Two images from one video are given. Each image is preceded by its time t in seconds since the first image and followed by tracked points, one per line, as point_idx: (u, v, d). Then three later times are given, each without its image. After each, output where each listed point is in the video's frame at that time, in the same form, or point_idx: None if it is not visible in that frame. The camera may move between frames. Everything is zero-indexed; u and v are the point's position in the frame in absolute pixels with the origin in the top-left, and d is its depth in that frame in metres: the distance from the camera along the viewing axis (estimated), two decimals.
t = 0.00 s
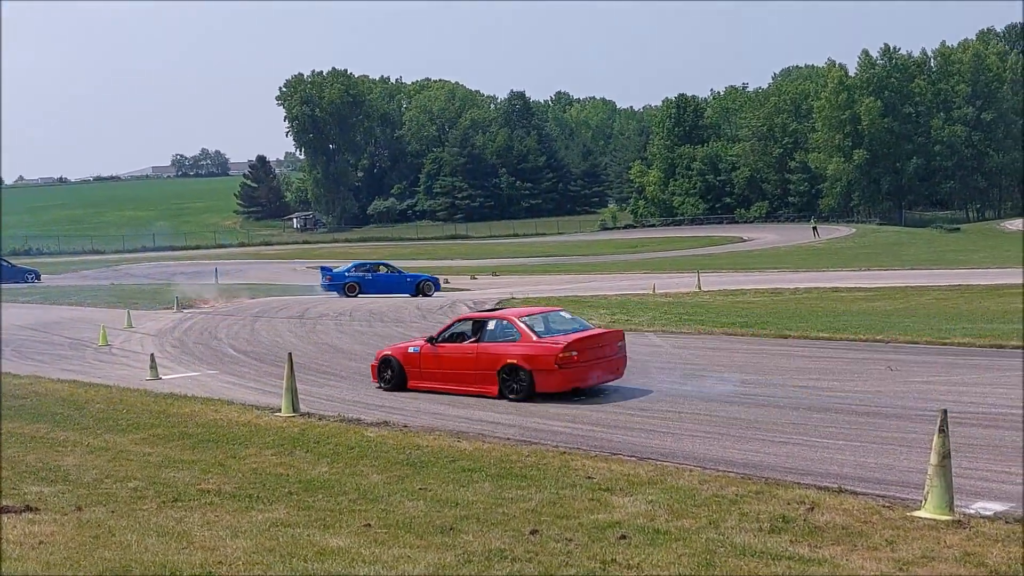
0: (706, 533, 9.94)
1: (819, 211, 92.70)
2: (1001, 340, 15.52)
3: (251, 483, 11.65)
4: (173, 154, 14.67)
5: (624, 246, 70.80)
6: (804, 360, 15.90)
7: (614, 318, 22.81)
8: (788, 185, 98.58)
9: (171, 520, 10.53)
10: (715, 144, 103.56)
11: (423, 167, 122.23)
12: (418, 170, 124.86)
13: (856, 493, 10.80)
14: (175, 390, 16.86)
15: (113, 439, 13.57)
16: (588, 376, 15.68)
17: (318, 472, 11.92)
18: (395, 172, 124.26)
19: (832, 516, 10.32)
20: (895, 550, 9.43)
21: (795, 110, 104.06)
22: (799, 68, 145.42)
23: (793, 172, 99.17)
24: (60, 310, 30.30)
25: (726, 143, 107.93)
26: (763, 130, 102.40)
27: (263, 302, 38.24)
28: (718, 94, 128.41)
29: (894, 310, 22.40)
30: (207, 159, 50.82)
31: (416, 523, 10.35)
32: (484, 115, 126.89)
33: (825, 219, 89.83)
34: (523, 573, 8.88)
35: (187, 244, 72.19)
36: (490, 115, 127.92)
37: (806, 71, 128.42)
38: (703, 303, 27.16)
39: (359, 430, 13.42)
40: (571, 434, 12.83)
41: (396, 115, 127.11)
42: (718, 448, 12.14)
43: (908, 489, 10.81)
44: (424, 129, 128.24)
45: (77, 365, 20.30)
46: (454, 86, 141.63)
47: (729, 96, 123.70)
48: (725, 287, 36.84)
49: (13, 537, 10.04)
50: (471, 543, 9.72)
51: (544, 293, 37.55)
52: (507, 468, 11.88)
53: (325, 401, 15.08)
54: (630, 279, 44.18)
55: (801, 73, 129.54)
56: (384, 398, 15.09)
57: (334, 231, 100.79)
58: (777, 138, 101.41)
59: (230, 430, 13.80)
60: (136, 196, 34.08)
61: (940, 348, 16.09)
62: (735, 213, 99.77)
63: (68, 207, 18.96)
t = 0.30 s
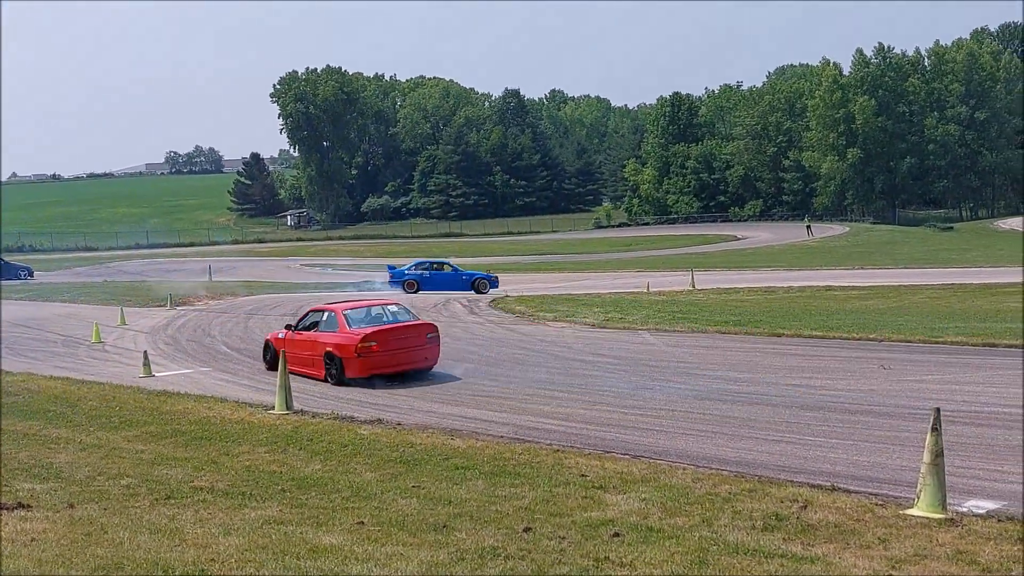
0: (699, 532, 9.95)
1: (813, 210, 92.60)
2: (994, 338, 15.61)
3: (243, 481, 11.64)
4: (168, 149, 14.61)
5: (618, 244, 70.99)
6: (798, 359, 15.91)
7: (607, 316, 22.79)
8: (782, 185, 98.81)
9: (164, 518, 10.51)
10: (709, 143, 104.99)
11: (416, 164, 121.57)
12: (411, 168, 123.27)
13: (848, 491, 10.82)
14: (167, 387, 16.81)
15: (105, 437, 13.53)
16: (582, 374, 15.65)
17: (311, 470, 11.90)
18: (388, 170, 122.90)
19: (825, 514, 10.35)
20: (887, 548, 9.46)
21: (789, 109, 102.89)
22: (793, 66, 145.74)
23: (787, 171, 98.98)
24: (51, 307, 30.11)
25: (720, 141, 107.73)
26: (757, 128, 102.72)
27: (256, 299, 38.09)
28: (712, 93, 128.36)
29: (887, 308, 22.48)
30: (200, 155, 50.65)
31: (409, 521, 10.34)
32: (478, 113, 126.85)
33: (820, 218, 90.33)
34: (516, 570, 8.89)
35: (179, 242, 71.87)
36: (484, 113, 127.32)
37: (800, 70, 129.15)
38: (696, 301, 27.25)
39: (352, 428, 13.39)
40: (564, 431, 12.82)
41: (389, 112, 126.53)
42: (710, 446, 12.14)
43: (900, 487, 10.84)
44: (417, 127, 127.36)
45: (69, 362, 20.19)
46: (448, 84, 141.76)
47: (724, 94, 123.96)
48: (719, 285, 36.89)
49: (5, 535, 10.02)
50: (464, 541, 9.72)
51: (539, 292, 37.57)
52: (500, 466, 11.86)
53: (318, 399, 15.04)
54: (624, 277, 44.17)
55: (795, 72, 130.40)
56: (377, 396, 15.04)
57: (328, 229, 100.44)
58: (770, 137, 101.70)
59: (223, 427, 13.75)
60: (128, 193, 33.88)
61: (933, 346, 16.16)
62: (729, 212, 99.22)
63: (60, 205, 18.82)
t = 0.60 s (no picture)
0: (679, 529, 9.97)
1: (794, 209, 93.13)
2: (971, 337, 15.75)
3: (223, 479, 11.59)
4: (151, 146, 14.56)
5: (599, 242, 71.10)
6: (777, 356, 15.96)
7: (588, 313, 22.81)
8: (762, 183, 99.04)
9: (142, 515, 10.45)
10: (690, 142, 105.43)
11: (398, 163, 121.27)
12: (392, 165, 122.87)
13: (827, 488, 10.88)
14: (147, 385, 16.71)
15: (83, 435, 13.45)
16: (563, 371, 15.65)
17: (291, 468, 11.87)
18: (369, 167, 122.55)
19: (804, 511, 10.42)
20: (864, 544, 9.52)
21: (770, 108, 102.71)
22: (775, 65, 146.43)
23: (767, 170, 99.43)
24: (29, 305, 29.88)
25: (701, 140, 108.14)
26: (738, 127, 102.87)
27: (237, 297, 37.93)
28: (695, 92, 128.62)
29: (867, 306, 22.56)
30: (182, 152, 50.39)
31: (388, 519, 10.31)
32: (459, 110, 126.83)
33: (801, 216, 90.76)
34: (496, 568, 8.88)
35: (160, 240, 71.49)
36: (465, 111, 127.29)
37: (781, 70, 130.48)
38: (678, 299, 27.34)
39: (332, 427, 13.35)
40: (545, 428, 12.80)
41: (371, 109, 126.22)
42: (690, 443, 12.16)
43: (878, 484, 10.91)
44: (399, 123, 126.73)
45: (46, 360, 20.07)
46: (430, 81, 141.63)
47: (705, 94, 124.28)
48: (700, 283, 37.00)
49: None
50: (444, 539, 9.70)
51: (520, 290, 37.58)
52: (480, 463, 11.85)
53: (299, 397, 15.00)
54: (605, 275, 44.23)
55: (776, 71, 131.55)
56: (358, 393, 15.00)
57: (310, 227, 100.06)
58: (751, 135, 101.99)
59: (202, 425, 13.70)
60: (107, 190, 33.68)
61: (911, 344, 16.25)
62: (710, 211, 99.30)
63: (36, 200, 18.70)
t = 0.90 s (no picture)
0: (657, 527, 9.98)
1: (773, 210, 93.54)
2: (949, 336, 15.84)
3: (200, 478, 11.53)
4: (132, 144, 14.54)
5: (579, 241, 71.11)
6: (756, 355, 16.00)
7: (568, 312, 22.79)
8: (742, 182, 99.34)
9: (118, 515, 10.38)
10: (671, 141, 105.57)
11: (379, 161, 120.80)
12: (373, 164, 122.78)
13: (804, 486, 10.94)
14: (123, 384, 16.57)
15: (60, 434, 13.35)
16: (543, 369, 15.65)
17: (269, 467, 11.83)
18: (350, 165, 121.96)
19: (781, 510, 10.46)
20: (841, 542, 9.57)
21: (748, 107, 105.23)
22: (755, 65, 147.56)
23: (747, 169, 99.74)
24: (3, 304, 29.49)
25: (681, 139, 108.41)
26: (718, 127, 103.19)
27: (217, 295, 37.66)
28: (675, 91, 129.34)
29: (845, 305, 22.69)
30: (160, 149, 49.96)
31: (366, 517, 10.30)
32: (439, 108, 126.53)
33: (781, 216, 93.07)
34: (474, 567, 8.87)
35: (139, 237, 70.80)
36: (445, 109, 126.57)
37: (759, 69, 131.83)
38: (657, 297, 27.43)
39: (310, 425, 13.30)
40: (524, 427, 12.79)
41: (351, 106, 125.23)
42: (669, 442, 12.18)
43: (855, 482, 10.99)
44: (379, 121, 126.46)
45: (20, 359, 19.83)
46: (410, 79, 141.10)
47: (685, 93, 121.19)
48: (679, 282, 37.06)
49: None
50: (422, 538, 9.69)
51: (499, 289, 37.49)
52: (459, 462, 11.83)
53: (278, 396, 14.93)
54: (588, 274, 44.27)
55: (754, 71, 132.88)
56: (337, 391, 14.95)
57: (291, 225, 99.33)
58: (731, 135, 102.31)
59: (180, 424, 13.63)
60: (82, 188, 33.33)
61: (888, 343, 16.34)
62: (691, 210, 99.32)
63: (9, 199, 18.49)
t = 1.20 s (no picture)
0: (615, 527, 10.02)
1: (732, 210, 94.40)
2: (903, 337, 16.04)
3: (157, 480, 11.41)
4: (87, 143, 14.51)
5: (544, 241, 71.29)
6: (713, 355, 16.11)
7: (528, 312, 22.83)
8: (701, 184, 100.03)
9: (73, 518, 10.25)
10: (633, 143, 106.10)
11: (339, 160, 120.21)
12: (333, 163, 122.02)
13: (761, 486, 11.02)
14: (78, 385, 16.38)
15: (13, 436, 13.17)
16: (502, 370, 15.67)
17: (226, 468, 11.74)
18: (310, 164, 121.35)
19: (739, 509, 10.53)
20: (797, 541, 9.64)
21: (708, 109, 106.17)
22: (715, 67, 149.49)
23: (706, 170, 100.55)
24: None
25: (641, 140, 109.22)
26: (678, 128, 104.51)
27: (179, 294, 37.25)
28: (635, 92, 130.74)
29: (803, 305, 22.98)
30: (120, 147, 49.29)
31: (324, 519, 10.23)
32: (401, 107, 127.17)
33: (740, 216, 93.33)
34: (432, 569, 8.83)
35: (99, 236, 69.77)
36: (407, 109, 127.29)
37: (718, 71, 133.70)
38: (616, 297, 27.60)
39: (268, 426, 13.23)
40: (484, 427, 12.78)
41: (311, 106, 125.03)
42: (629, 442, 12.22)
43: (811, 481, 11.09)
44: (339, 120, 126.16)
45: None
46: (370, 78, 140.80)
47: (645, 94, 124.48)
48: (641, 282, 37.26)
49: None
50: (380, 539, 9.64)
51: (462, 288, 37.37)
52: (419, 463, 11.80)
53: (237, 396, 14.84)
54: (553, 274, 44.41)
55: (713, 73, 134.65)
56: (296, 392, 14.88)
57: (253, 224, 98.27)
58: (691, 137, 103.45)
59: (137, 425, 13.48)
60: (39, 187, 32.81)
61: (843, 343, 16.51)
62: (651, 211, 99.55)
63: None
